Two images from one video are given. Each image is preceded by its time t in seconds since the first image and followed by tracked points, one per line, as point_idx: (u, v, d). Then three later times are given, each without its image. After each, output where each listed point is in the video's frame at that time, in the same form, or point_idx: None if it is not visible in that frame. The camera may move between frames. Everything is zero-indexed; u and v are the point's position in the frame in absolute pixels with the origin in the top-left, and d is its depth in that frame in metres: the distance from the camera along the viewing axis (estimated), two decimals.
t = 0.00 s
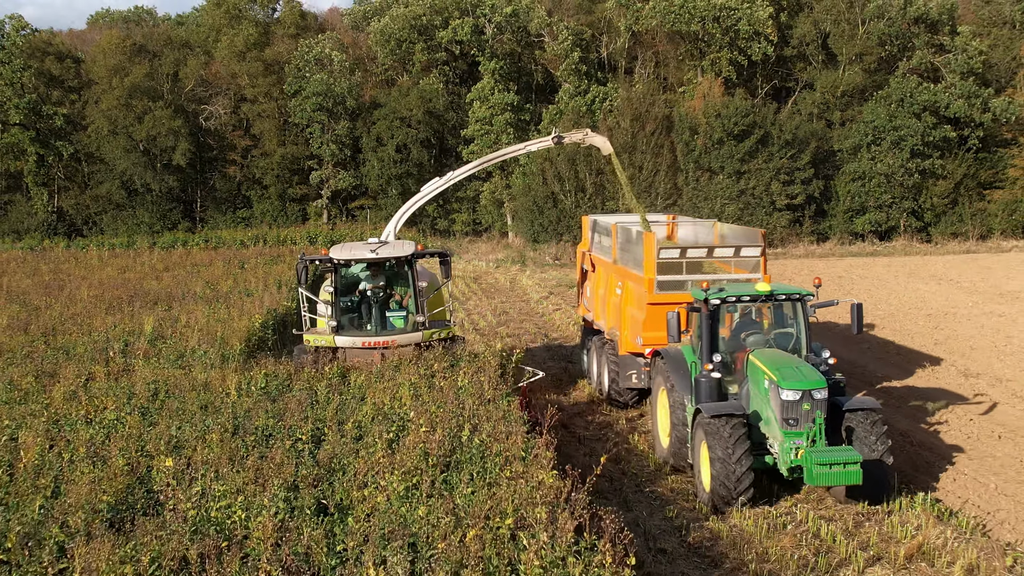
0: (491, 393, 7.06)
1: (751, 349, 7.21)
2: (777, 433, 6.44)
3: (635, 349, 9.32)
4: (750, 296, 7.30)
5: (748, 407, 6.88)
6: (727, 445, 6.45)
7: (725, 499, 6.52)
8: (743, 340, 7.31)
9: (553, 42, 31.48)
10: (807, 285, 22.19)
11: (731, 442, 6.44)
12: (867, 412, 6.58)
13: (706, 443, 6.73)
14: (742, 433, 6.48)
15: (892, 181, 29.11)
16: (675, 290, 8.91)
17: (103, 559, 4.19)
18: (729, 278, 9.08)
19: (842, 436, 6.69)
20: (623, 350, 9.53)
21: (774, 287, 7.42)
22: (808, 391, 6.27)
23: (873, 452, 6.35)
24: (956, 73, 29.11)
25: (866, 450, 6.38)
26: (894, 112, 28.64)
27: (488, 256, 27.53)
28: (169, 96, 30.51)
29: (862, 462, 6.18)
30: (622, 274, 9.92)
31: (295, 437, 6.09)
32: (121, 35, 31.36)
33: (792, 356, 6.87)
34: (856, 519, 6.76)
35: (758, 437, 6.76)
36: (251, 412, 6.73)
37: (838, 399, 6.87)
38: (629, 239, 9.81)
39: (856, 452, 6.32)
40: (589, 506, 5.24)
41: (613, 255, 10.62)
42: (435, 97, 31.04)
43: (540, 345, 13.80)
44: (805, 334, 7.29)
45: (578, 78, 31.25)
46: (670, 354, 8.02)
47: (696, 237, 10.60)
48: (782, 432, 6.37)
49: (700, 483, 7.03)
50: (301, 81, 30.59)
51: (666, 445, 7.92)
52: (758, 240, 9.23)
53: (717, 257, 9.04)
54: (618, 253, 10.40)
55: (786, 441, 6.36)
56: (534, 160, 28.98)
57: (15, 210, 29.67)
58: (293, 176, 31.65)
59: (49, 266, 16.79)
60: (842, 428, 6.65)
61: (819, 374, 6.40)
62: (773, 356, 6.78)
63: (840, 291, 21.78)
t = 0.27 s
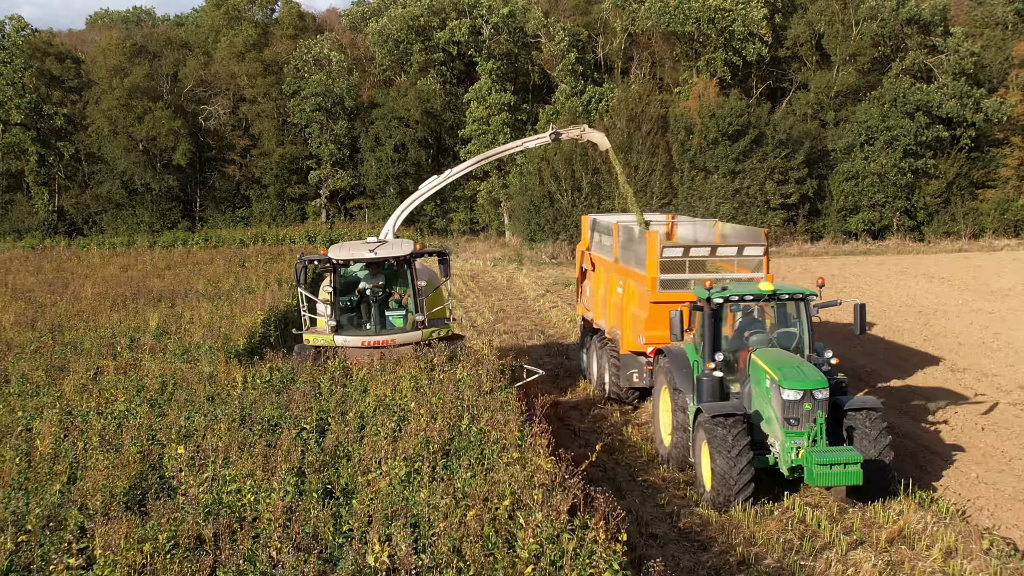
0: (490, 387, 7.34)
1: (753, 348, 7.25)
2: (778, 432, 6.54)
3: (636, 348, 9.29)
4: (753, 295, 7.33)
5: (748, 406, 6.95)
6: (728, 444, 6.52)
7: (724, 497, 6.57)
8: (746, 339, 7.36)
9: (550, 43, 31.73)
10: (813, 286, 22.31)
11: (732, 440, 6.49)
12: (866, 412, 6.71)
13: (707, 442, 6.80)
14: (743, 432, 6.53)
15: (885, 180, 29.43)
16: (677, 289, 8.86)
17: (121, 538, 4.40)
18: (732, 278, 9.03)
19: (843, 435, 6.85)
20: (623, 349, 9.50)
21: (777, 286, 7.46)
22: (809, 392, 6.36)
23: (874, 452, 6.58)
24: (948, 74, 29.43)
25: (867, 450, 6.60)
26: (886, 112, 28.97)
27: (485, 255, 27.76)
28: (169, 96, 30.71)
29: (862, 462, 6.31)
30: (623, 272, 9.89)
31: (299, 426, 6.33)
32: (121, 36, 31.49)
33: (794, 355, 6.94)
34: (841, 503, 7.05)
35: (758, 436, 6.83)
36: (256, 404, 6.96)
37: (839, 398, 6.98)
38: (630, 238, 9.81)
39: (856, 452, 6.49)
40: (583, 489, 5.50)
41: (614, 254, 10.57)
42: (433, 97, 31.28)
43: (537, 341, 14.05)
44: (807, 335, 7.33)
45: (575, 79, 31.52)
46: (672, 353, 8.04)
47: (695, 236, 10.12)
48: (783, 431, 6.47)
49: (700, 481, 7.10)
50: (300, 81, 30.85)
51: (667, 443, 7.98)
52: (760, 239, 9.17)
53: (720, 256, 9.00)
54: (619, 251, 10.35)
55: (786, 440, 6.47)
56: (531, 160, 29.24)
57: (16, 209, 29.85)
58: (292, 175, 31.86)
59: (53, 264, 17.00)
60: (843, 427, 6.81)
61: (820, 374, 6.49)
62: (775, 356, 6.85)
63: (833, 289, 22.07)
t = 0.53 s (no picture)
0: (488, 381, 7.58)
1: (752, 348, 7.24)
2: (778, 431, 6.53)
3: (636, 347, 9.20)
4: (752, 295, 7.32)
5: (748, 406, 6.95)
6: (727, 443, 6.51)
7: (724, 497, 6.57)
8: (745, 339, 7.34)
9: (546, 43, 31.98)
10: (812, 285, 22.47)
11: (731, 439, 6.49)
12: (865, 412, 6.70)
13: (706, 441, 6.79)
14: (742, 433, 6.53)
15: (878, 180, 29.74)
16: (678, 289, 8.78)
17: (137, 518, 4.62)
18: (732, 277, 8.97)
19: (843, 435, 6.86)
20: (623, 349, 9.41)
21: (777, 286, 7.44)
22: (808, 391, 6.36)
23: (873, 451, 6.56)
24: (940, 74, 29.74)
25: (866, 449, 6.58)
26: (879, 112, 29.27)
27: (482, 254, 28.00)
28: (168, 96, 30.91)
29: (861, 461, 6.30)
30: (623, 272, 9.85)
31: (303, 416, 6.57)
32: (120, 36, 31.66)
33: (793, 355, 6.94)
34: (827, 492, 7.31)
35: (758, 435, 6.83)
36: (261, 396, 7.20)
37: (838, 399, 6.98)
38: (630, 238, 9.77)
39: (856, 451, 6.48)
40: (577, 474, 5.73)
41: (614, 253, 10.55)
42: (430, 97, 31.51)
43: (533, 338, 14.30)
44: (807, 334, 7.31)
45: (571, 79, 31.77)
46: (672, 352, 8.01)
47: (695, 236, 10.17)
48: (782, 431, 6.46)
49: (700, 481, 7.10)
50: (298, 82, 31.09)
51: (667, 443, 7.97)
52: (760, 238, 9.15)
53: (720, 256, 8.94)
54: (618, 251, 10.33)
55: (786, 440, 6.46)
56: (527, 159, 29.48)
57: (17, 208, 30.03)
58: (290, 175, 32.06)
59: (56, 262, 17.22)
60: (843, 427, 6.81)
61: (819, 374, 6.48)
62: (774, 356, 6.83)
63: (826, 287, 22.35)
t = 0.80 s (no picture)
0: (485, 375, 7.84)
1: (751, 347, 7.27)
2: (777, 430, 6.54)
3: (636, 347, 9.24)
4: (750, 294, 7.36)
5: (747, 405, 6.97)
6: (727, 442, 6.50)
7: (725, 496, 6.56)
8: (744, 338, 7.37)
9: (542, 44, 32.23)
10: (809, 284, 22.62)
11: (730, 438, 6.49)
12: (866, 413, 6.75)
13: (706, 440, 6.80)
14: (742, 432, 6.52)
15: (871, 179, 30.07)
16: (677, 288, 8.81)
17: (152, 500, 4.86)
18: (731, 276, 8.96)
19: (842, 434, 6.92)
20: (623, 348, 9.46)
21: (774, 284, 7.47)
22: (807, 389, 6.37)
23: (872, 448, 6.62)
24: (932, 75, 30.06)
25: (864, 445, 6.65)
26: (872, 113, 29.59)
27: (479, 253, 28.23)
28: (167, 96, 31.10)
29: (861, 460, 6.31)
30: (623, 271, 9.86)
31: (307, 407, 6.82)
32: (119, 36, 31.83)
33: (792, 353, 6.96)
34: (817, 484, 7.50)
35: (757, 434, 6.83)
36: (266, 388, 7.46)
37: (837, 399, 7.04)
38: (629, 236, 9.79)
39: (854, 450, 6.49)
40: (572, 459, 5.96)
41: (614, 252, 10.58)
42: (427, 98, 31.74)
43: (528, 335, 14.55)
44: (805, 332, 7.37)
45: (567, 79, 32.03)
46: (671, 353, 8.07)
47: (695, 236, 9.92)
48: (781, 430, 6.46)
49: (700, 481, 7.09)
50: (296, 82, 31.34)
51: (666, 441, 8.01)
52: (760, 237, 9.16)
53: (719, 255, 8.94)
54: (618, 250, 10.35)
55: (785, 439, 6.46)
56: (524, 159, 29.72)
57: (17, 208, 30.20)
58: (288, 174, 32.24)
59: (58, 260, 17.42)
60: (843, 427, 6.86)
61: (818, 372, 6.49)
62: (773, 355, 6.85)
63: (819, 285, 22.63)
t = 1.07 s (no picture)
0: (482, 370, 8.09)
1: (751, 347, 7.35)
2: (777, 431, 6.59)
3: (635, 347, 9.36)
4: (750, 294, 7.44)
5: (748, 405, 7.04)
6: (727, 442, 6.59)
7: (725, 496, 6.63)
8: (744, 338, 7.46)
9: (538, 44, 32.49)
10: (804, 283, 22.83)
11: (730, 437, 6.58)
12: (864, 412, 6.79)
13: (706, 440, 6.88)
14: (743, 432, 6.59)
15: (863, 178, 30.42)
16: (676, 288, 8.89)
17: (164, 483, 5.08)
18: (731, 276, 9.02)
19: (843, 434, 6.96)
20: (622, 348, 9.57)
21: (774, 284, 7.55)
22: (807, 389, 6.41)
23: (873, 451, 6.67)
24: (923, 75, 30.40)
25: (866, 448, 6.67)
26: (864, 112, 29.92)
27: (475, 251, 28.45)
28: (165, 96, 31.26)
29: (861, 461, 6.34)
30: (622, 271, 9.92)
31: (309, 398, 7.06)
32: (117, 37, 31.95)
33: (792, 354, 7.03)
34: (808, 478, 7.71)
35: (757, 435, 6.88)
36: (269, 381, 7.69)
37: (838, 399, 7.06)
38: (628, 237, 9.84)
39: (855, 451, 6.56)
40: (565, 448, 6.19)
41: (611, 252, 10.62)
42: (424, 98, 31.97)
43: (523, 331, 14.78)
44: (805, 332, 7.45)
45: (562, 80, 32.29)
46: (669, 352, 8.15)
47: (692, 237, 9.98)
48: (781, 430, 6.51)
49: (701, 481, 7.16)
50: (294, 82, 31.55)
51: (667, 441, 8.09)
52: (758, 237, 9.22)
53: (719, 255, 9.00)
54: (616, 249, 10.39)
55: (785, 439, 6.51)
56: (519, 159, 29.95)
57: (16, 207, 30.33)
58: (285, 174, 32.42)
59: (59, 259, 17.59)
60: (843, 427, 6.92)
61: (818, 373, 6.54)
62: (773, 356, 6.91)
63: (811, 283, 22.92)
